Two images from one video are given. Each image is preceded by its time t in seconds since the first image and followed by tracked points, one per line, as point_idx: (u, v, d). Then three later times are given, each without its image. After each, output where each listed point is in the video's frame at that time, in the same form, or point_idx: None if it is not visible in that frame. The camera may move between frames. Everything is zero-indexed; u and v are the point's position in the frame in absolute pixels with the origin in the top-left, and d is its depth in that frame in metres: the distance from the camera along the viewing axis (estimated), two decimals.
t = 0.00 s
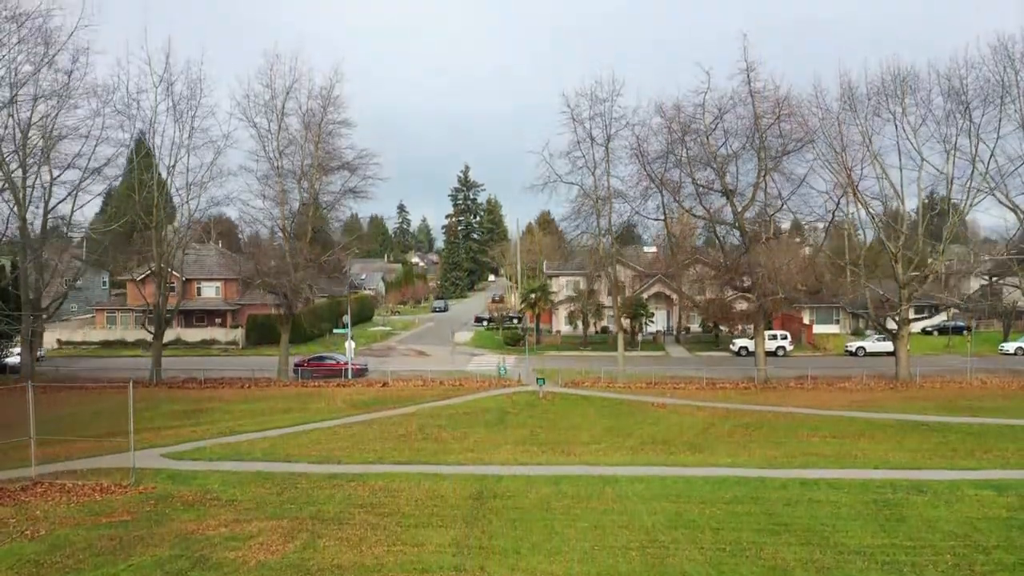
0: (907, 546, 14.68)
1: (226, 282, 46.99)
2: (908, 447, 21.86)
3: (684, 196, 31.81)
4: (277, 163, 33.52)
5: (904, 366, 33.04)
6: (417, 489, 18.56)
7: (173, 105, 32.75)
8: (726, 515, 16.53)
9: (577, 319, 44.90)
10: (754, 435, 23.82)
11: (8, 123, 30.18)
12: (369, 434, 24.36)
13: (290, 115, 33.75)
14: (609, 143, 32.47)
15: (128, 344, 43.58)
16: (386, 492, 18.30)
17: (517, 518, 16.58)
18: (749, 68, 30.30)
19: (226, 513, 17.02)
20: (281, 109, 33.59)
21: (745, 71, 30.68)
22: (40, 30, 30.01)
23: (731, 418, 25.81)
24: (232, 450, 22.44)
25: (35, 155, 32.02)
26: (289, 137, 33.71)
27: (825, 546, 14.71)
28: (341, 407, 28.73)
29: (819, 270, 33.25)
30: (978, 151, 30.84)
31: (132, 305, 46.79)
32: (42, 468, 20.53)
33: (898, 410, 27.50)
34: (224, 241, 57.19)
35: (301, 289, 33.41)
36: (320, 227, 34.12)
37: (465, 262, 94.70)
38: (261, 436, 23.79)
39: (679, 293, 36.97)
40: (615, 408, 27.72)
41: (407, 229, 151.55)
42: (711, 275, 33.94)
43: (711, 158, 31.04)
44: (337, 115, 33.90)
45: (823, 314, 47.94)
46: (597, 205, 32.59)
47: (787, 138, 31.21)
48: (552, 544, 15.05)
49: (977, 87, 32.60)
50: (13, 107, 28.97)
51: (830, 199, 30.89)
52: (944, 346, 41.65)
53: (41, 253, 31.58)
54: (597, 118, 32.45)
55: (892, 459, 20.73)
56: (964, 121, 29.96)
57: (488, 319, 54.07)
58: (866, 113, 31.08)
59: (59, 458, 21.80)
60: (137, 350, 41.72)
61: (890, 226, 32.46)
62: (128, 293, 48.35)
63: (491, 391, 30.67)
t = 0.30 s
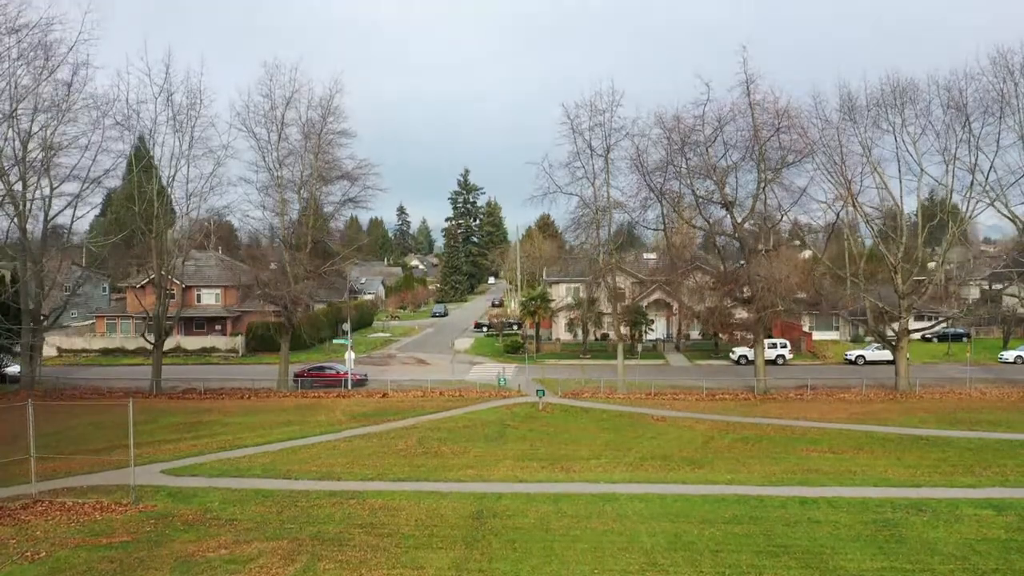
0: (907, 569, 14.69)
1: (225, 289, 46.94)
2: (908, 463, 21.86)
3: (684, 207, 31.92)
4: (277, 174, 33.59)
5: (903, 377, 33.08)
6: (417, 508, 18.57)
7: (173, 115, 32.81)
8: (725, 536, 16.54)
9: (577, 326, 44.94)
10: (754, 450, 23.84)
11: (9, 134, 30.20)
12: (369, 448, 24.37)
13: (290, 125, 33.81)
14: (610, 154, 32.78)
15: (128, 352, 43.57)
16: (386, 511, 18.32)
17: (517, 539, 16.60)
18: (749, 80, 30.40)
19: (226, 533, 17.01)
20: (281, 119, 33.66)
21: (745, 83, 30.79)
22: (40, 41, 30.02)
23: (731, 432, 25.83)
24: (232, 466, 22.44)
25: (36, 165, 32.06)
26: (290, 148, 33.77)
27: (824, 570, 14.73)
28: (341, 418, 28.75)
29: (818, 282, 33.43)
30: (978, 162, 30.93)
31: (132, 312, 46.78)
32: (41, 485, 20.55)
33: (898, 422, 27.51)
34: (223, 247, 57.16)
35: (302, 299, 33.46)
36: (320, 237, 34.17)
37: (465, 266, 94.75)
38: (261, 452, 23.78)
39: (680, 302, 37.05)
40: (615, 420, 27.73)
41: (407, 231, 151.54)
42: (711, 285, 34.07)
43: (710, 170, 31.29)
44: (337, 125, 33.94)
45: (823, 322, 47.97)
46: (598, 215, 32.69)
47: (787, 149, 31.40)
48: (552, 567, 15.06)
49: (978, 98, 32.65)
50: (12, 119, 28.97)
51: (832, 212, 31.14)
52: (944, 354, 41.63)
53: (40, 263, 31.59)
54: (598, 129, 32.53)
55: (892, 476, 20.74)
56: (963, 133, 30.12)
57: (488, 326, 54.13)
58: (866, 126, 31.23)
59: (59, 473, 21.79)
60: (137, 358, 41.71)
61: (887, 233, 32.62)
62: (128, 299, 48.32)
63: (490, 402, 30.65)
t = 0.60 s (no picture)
0: None
1: (225, 297, 46.94)
2: (907, 480, 21.86)
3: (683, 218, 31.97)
4: (277, 185, 33.62)
5: (902, 388, 33.08)
6: (417, 527, 18.56)
7: (174, 126, 32.84)
8: (725, 557, 16.55)
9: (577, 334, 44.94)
10: (753, 464, 23.84)
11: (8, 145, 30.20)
12: (369, 462, 24.37)
13: (291, 135, 33.84)
14: (609, 165, 32.85)
15: (128, 360, 43.59)
16: (385, 530, 18.33)
17: (517, 560, 16.59)
18: (749, 92, 30.45)
19: (226, 553, 17.01)
20: (281, 129, 33.71)
21: (745, 94, 30.84)
22: (39, 52, 30.03)
23: (730, 446, 25.84)
24: (232, 482, 22.42)
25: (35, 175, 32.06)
26: (291, 158, 33.81)
27: None
28: (341, 430, 28.75)
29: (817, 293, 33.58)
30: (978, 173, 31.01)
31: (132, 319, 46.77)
32: (40, 502, 20.55)
33: (898, 435, 27.51)
34: (223, 253, 57.12)
35: (301, 309, 33.48)
36: (320, 247, 34.20)
37: (465, 270, 94.73)
38: (260, 466, 23.78)
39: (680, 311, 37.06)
40: (615, 433, 27.72)
41: (406, 232, 151.49)
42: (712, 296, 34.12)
43: (710, 181, 31.37)
44: (338, 135, 33.97)
45: (823, 329, 47.93)
46: (598, 225, 32.74)
47: (786, 161, 31.45)
48: None
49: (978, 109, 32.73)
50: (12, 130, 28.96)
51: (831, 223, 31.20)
52: (943, 362, 41.62)
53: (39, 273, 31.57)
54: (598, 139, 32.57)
55: (891, 492, 20.75)
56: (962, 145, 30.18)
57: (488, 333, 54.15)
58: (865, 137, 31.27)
59: (59, 489, 21.78)
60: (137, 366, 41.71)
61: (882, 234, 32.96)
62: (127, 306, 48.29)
63: (490, 413, 30.66)
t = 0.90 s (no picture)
0: None
1: (225, 304, 46.93)
2: (907, 496, 21.85)
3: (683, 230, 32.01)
4: (277, 196, 33.64)
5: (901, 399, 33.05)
6: (417, 546, 18.58)
7: (174, 137, 32.86)
8: None
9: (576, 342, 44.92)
10: (753, 480, 23.84)
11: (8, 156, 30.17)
12: (369, 478, 24.35)
13: (290, 146, 33.91)
14: (609, 176, 32.89)
15: (128, 368, 43.59)
16: (385, 551, 18.33)
17: None
18: (748, 104, 30.50)
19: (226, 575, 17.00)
20: (281, 140, 33.77)
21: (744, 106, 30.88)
22: (39, 65, 30.04)
23: (731, 460, 25.83)
24: (232, 498, 22.42)
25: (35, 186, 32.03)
26: (291, 169, 33.84)
27: None
28: (341, 443, 28.74)
29: (816, 305, 33.67)
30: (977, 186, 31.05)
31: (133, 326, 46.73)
32: (40, 520, 20.53)
33: (898, 448, 27.51)
34: (223, 260, 57.14)
35: (301, 320, 33.49)
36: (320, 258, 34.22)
37: (465, 274, 94.74)
38: (260, 482, 23.76)
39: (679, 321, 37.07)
40: (614, 446, 27.72)
41: (406, 234, 151.50)
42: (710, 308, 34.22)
43: (710, 193, 31.41)
44: (337, 146, 34.00)
45: (822, 336, 47.92)
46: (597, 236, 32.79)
47: (786, 173, 31.50)
48: None
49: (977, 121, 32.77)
50: (11, 143, 28.94)
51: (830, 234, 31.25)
52: (942, 370, 41.65)
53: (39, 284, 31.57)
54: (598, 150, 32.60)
55: (890, 510, 20.76)
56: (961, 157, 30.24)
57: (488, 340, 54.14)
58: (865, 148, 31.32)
59: (59, 506, 21.79)
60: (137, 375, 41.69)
61: (880, 246, 32.96)
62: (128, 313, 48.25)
63: (489, 425, 30.68)
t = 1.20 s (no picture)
0: None
1: (225, 311, 46.93)
2: (906, 514, 21.90)
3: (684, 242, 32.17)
4: (277, 207, 33.69)
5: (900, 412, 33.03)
6: (417, 566, 18.62)
7: (174, 148, 32.89)
8: None
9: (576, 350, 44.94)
10: (753, 495, 23.87)
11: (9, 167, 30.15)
12: (368, 493, 24.37)
13: (291, 157, 33.96)
14: (609, 187, 32.93)
15: (128, 377, 43.59)
16: (386, 570, 18.36)
17: None
18: (748, 117, 30.62)
19: None
20: (282, 151, 33.82)
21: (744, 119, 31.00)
22: (39, 78, 30.02)
23: (730, 475, 25.87)
24: (232, 515, 22.42)
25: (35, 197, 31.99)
26: (291, 181, 33.89)
27: None
28: (341, 456, 28.77)
29: (816, 317, 33.75)
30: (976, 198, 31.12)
31: (133, 334, 46.72)
32: (40, 538, 20.53)
33: (897, 462, 27.54)
34: (223, 267, 57.14)
35: (301, 330, 33.55)
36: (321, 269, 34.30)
37: (465, 278, 94.84)
38: (260, 498, 23.78)
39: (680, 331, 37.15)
40: (614, 460, 27.75)
41: (406, 236, 151.53)
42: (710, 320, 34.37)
43: (710, 206, 31.46)
44: (338, 157, 34.06)
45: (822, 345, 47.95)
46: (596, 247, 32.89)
47: (785, 186, 31.59)
48: None
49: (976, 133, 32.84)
50: (12, 155, 28.93)
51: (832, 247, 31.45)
52: (942, 379, 41.68)
53: (39, 297, 31.56)
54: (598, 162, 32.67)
55: (889, 528, 20.78)
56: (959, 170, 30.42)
57: (488, 347, 54.22)
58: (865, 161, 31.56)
59: (60, 522, 21.81)
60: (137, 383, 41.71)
61: (879, 258, 33.07)
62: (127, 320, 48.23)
63: (489, 437, 30.70)
